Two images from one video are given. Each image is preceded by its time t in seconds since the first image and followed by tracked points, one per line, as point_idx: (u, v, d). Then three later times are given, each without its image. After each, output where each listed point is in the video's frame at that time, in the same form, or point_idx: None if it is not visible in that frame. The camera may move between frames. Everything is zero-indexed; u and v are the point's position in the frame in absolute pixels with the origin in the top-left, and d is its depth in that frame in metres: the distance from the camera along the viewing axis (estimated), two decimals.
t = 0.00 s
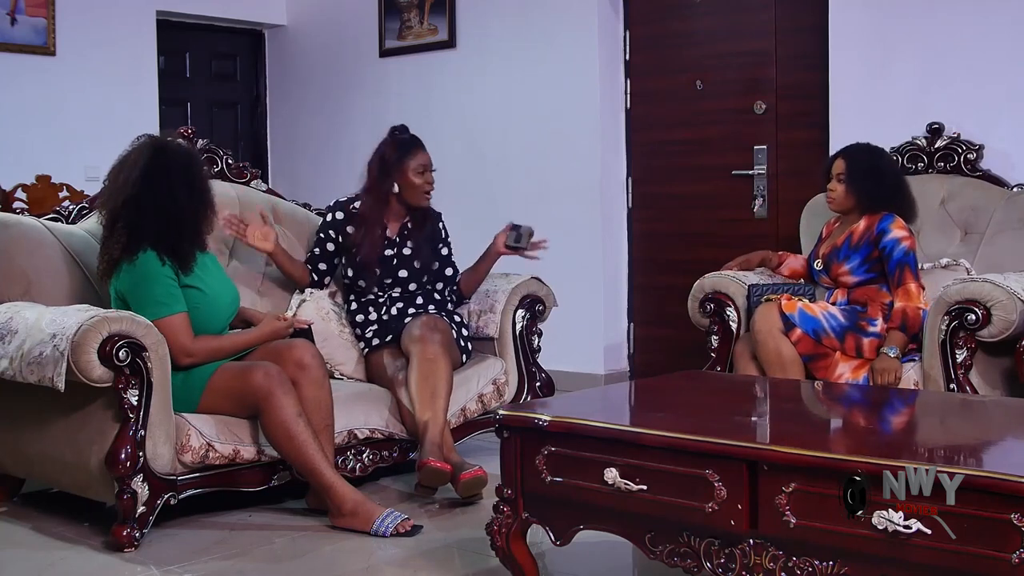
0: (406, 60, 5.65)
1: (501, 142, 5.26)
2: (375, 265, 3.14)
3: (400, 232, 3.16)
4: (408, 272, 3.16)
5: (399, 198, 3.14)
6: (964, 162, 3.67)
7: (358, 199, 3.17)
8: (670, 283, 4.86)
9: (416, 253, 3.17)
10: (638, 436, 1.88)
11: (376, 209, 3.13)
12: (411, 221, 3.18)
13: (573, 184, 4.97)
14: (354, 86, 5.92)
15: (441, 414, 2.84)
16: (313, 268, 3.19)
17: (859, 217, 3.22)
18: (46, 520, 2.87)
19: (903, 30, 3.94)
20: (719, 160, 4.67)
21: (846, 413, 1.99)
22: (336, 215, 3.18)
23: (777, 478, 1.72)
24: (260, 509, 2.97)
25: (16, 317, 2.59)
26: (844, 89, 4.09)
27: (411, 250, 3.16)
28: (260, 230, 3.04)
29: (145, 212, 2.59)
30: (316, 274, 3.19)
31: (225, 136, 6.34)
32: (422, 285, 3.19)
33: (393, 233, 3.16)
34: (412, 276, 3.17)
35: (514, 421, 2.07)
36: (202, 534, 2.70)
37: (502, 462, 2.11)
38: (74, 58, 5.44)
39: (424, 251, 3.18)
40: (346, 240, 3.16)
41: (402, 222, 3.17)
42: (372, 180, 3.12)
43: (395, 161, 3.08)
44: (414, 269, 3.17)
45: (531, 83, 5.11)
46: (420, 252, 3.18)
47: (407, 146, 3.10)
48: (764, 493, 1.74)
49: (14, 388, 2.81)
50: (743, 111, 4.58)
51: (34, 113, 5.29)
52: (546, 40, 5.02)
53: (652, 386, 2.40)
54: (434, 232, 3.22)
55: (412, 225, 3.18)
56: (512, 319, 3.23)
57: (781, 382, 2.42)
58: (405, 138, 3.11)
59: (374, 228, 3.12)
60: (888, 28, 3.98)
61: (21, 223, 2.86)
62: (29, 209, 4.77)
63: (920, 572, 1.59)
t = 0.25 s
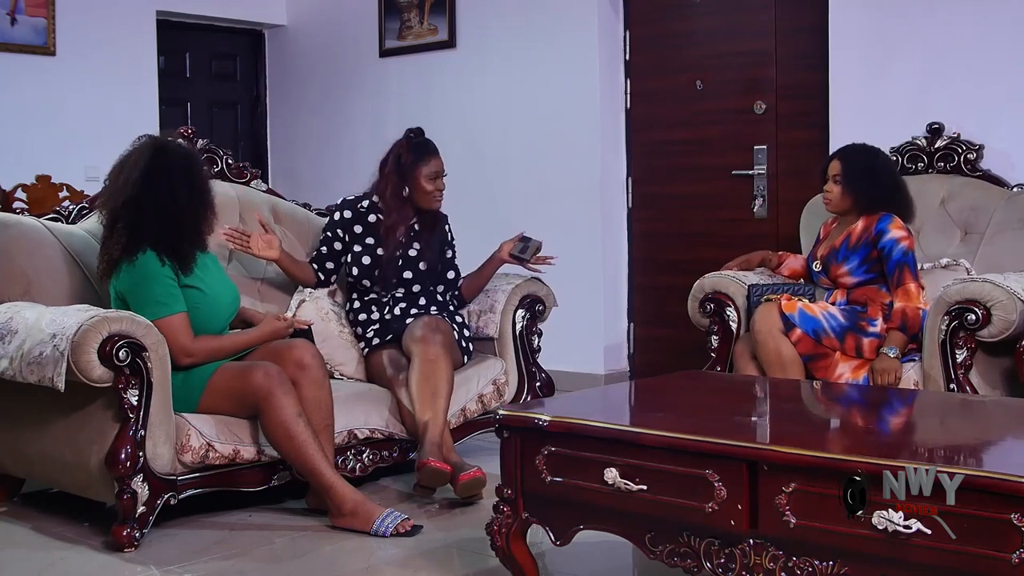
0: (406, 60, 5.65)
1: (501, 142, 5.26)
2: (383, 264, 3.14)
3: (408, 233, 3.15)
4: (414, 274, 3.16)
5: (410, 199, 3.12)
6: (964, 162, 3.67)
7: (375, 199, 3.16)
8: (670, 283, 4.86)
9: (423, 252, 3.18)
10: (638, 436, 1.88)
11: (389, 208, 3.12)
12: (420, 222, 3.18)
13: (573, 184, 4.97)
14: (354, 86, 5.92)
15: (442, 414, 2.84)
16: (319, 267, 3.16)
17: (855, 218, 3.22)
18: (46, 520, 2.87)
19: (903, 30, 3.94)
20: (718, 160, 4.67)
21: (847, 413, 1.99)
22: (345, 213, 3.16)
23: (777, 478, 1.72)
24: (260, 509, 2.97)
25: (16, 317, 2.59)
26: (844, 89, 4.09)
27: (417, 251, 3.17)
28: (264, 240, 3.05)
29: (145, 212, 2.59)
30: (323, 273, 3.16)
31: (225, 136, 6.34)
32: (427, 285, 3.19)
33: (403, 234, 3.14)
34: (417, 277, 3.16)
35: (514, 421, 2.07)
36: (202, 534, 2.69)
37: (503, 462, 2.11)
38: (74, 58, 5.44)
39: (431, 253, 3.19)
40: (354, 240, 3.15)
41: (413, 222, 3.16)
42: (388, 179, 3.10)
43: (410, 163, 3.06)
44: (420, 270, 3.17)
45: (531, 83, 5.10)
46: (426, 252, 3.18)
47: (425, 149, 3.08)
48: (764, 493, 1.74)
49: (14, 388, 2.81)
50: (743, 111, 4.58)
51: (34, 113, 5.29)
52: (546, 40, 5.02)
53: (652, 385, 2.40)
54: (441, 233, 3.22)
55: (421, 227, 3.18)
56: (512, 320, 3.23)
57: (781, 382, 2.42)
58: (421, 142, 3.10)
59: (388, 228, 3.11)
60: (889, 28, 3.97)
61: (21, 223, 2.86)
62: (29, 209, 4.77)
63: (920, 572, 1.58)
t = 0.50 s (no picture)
0: (406, 60, 5.65)
1: (501, 142, 5.26)
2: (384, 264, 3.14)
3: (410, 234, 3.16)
4: (416, 275, 3.16)
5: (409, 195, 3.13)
6: (964, 162, 3.67)
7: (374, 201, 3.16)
8: (670, 283, 4.86)
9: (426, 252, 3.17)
10: (638, 436, 1.88)
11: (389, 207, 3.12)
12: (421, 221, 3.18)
13: (573, 184, 4.97)
14: (354, 86, 5.92)
15: (442, 415, 2.84)
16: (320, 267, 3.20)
17: (853, 219, 3.22)
18: (46, 521, 2.87)
19: (903, 30, 3.94)
20: (718, 160, 4.67)
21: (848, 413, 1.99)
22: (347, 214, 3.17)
23: (776, 477, 1.72)
24: (260, 509, 2.97)
25: (16, 317, 2.59)
26: (844, 89, 4.09)
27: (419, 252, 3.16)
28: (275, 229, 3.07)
29: (145, 213, 2.59)
30: (325, 274, 3.21)
31: (225, 136, 6.33)
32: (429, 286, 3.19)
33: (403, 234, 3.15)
34: (419, 279, 3.16)
35: (514, 421, 2.07)
36: (202, 534, 2.69)
37: (503, 462, 2.11)
38: (74, 58, 5.44)
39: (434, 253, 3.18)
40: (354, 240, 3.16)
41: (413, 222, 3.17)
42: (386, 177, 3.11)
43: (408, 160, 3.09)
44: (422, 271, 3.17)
45: (531, 82, 5.10)
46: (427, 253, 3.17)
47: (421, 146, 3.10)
48: (764, 493, 1.74)
49: (14, 388, 2.81)
50: (743, 111, 4.58)
51: (34, 113, 5.29)
52: (547, 40, 5.02)
53: (652, 385, 2.40)
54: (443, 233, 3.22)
55: (423, 227, 3.18)
56: (512, 319, 3.23)
57: (781, 382, 2.42)
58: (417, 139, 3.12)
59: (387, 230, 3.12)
60: (889, 28, 3.97)
61: (21, 223, 2.86)
62: (29, 209, 4.77)
63: (920, 572, 1.58)
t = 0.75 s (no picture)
0: (406, 60, 5.65)
1: (501, 142, 5.26)
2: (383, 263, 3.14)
3: (409, 234, 3.16)
4: (416, 274, 3.16)
5: (406, 195, 3.13)
6: (964, 162, 3.68)
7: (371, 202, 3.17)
8: (670, 283, 4.86)
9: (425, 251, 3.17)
10: (638, 436, 1.88)
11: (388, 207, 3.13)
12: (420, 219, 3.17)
13: (573, 184, 4.97)
14: (354, 86, 5.92)
15: (442, 416, 2.84)
16: (320, 268, 3.20)
17: (853, 219, 3.22)
18: (46, 521, 2.87)
19: (903, 30, 3.94)
20: (718, 160, 4.67)
21: (849, 413, 1.99)
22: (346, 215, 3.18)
23: (776, 477, 1.72)
24: (260, 509, 2.97)
25: (16, 317, 2.59)
26: (844, 89, 4.09)
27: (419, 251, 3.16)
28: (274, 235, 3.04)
29: (143, 214, 2.59)
30: (325, 275, 3.22)
31: (225, 136, 6.33)
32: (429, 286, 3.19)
33: (403, 234, 3.16)
34: (419, 278, 3.17)
35: (514, 421, 2.07)
36: (202, 534, 2.70)
37: (503, 462, 2.11)
38: (74, 58, 5.44)
39: (434, 253, 3.17)
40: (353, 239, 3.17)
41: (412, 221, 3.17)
42: (383, 178, 3.12)
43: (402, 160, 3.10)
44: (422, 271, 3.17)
45: (531, 82, 5.10)
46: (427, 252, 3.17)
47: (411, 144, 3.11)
48: (764, 493, 1.74)
49: (14, 388, 2.81)
50: (743, 111, 4.58)
51: (34, 113, 5.29)
52: (547, 40, 5.02)
53: (652, 385, 2.40)
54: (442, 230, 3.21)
55: (422, 227, 3.18)
56: (512, 319, 3.23)
57: (781, 382, 2.42)
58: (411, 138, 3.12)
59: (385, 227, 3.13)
60: (889, 28, 3.97)
61: (21, 223, 2.86)
62: (29, 209, 4.77)
63: (919, 572, 1.59)
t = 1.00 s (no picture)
0: (406, 60, 5.65)
1: (501, 142, 5.26)
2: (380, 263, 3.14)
3: (409, 233, 3.18)
4: (415, 272, 3.16)
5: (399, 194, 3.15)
6: (964, 162, 3.68)
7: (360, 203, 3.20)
8: (670, 283, 4.86)
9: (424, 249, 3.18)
10: (638, 436, 1.88)
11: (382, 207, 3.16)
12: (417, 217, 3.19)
13: (573, 184, 4.97)
14: (354, 86, 5.92)
15: (442, 416, 2.84)
16: (325, 275, 3.22)
17: (853, 219, 3.22)
18: (47, 520, 2.87)
19: (903, 30, 3.94)
20: (718, 160, 4.67)
21: (848, 413, 1.99)
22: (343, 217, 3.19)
23: (777, 477, 1.72)
24: (260, 509, 2.97)
25: (16, 317, 2.59)
26: (844, 89, 4.09)
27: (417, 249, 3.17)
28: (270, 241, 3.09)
29: (138, 215, 2.59)
30: (329, 281, 3.23)
31: (225, 136, 6.33)
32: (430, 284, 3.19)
33: (402, 232, 3.18)
34: (418, 276, 3.17)
35: (514, 421, 2.07)
36: (202, 534, 2.70)
37: (503, 462, 2.11)
38: (74, 58, 5.44)
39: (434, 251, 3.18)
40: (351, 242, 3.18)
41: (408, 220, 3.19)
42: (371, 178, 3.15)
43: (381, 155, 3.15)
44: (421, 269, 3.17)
45: (531, 82, 5.10)
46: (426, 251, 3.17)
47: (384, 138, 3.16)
48: (764, 493, 1.74)
49: (14, 388, 2.81)
50: (743, 111, 4.58)
51: (34, 113, 5.29)
52: (547, 40, 5.02)
53: (652, 385, 2.40)
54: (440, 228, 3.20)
55: (421, 225, 3.19)
56: (512, 319, 3.23)
57: (781, 381, 2.42)
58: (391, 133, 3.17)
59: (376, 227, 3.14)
60: (888, 28, 3.97)
61: (21, 223, 2.86)
62: (29, 209, 4.77)
63: (919, 572, 1.59)
